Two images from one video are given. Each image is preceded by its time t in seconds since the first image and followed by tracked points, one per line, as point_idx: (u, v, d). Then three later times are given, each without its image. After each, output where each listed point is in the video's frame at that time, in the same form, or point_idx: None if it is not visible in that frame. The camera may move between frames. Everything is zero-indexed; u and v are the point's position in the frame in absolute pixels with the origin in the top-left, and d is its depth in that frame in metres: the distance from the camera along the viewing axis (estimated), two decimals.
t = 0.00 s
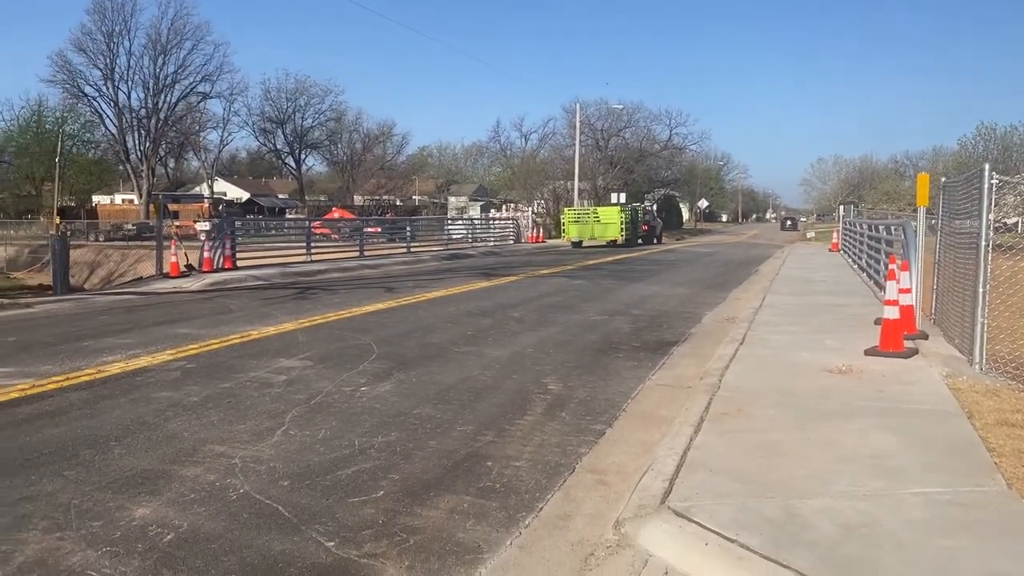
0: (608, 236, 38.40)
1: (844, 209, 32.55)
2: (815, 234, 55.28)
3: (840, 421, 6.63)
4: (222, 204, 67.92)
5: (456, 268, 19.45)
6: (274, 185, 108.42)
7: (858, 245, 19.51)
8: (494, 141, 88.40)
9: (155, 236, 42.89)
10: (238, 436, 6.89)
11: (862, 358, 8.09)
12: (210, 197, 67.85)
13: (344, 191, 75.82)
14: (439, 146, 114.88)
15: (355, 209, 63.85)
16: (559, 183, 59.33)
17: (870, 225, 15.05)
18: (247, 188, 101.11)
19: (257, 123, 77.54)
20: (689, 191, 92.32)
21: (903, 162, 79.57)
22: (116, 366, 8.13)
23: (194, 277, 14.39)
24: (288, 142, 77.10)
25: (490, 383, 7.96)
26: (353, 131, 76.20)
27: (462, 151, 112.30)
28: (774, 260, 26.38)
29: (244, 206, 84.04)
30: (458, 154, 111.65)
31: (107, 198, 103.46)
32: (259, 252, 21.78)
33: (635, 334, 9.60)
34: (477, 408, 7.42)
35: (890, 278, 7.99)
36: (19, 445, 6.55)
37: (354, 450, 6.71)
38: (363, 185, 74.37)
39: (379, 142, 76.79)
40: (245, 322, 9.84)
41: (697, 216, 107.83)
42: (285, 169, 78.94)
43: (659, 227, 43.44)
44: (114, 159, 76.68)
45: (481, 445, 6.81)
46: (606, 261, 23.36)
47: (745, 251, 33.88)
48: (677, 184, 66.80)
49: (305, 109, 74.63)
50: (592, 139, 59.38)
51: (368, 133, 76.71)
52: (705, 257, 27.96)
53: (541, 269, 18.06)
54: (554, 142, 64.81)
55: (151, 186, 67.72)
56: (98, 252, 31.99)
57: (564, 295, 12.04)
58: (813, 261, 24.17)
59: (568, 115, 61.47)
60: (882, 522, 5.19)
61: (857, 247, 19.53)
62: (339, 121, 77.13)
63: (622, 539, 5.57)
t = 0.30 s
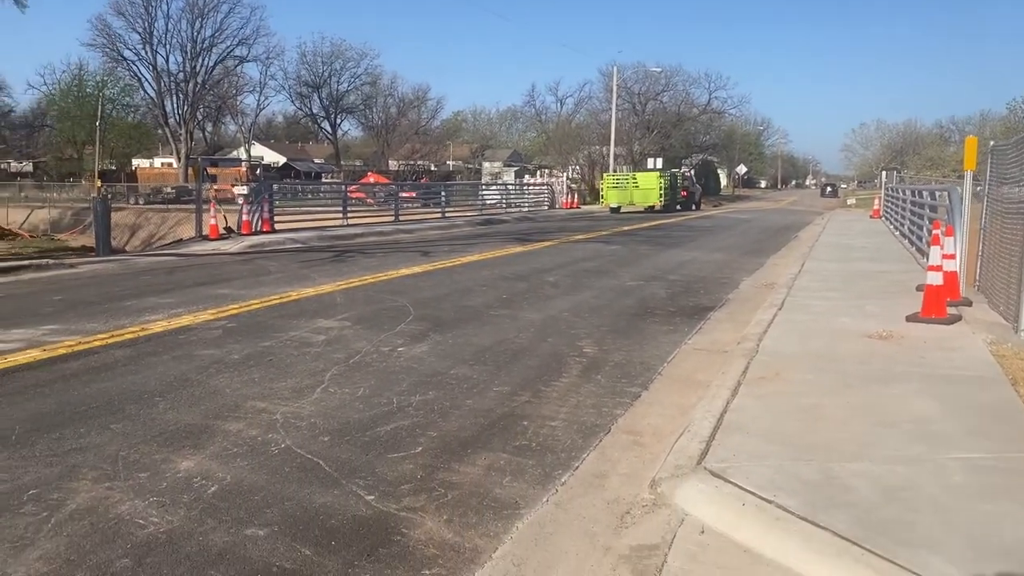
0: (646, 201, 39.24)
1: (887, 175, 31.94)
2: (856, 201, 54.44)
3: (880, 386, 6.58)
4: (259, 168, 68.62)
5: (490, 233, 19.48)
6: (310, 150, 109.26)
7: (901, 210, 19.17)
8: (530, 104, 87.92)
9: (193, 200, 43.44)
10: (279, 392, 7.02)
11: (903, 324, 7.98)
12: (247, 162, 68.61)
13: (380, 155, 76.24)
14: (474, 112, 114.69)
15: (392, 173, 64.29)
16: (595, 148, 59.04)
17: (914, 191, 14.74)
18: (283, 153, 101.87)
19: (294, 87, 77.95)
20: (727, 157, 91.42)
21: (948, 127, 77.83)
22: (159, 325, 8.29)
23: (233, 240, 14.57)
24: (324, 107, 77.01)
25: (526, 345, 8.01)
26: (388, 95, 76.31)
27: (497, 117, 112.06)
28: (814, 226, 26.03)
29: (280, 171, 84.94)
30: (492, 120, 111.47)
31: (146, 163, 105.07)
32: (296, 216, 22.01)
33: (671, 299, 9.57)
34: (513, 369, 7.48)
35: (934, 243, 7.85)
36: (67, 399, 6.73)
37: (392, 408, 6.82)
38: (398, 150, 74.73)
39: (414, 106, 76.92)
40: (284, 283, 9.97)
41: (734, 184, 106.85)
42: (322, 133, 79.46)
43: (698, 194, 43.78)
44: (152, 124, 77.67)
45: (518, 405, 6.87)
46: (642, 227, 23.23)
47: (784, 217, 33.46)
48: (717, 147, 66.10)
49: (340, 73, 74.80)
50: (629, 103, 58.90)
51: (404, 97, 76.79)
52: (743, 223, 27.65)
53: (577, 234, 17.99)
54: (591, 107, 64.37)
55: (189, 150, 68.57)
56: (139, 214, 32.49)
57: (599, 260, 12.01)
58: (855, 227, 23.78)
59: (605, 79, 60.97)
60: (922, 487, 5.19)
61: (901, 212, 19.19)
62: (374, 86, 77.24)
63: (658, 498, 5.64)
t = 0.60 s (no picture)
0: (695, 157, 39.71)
1: (941, 131, 31.14)
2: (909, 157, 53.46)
3: (933, 343, 6.46)
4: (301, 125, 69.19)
5: (532, 190, 19.40)
6: (352, 107, 109.76)
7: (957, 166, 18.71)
8: (574, 59, 87.25)
9: (237, 154, 43.97)
10: (326, 341, 7.11)
11: (957, 282, 7.79)
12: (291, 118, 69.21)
13: (422, 111, 76.45)
14: (515, 68, 114.09)
15: (435, 128, 64.60)
16: (640, 104, 58.56)
17: (971, 147, 14.29)
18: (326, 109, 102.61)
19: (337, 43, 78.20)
20: (774, 114, 90.05)
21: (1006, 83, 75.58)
22: (207, 275, 8.41)
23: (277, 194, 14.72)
24: (366, 62, 77.42)
25: (570, 299, 7.99)
26: (430, 50, 76.48)
27: (539, 73, 111.42)
28: (864, 184, 25.52)
29: (323, 128, 85.58)
30: (534, 77, 110.90)
31: (190, 120, 106.49)
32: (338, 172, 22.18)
33: (717, 256, 9.45)
34: (557, 323, 7.47)
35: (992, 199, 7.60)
36: (121, 344, 6.89)
37: (437, 358, 6.87)
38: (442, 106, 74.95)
39: (456, 62, 76.95)
40: (328, 236, 10.05)
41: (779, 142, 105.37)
42: (365, 89, 79.83)
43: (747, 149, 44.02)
44: (196, 80, 78.51)
45: (562, 358, 6.88)
46: (687, 184, 22.98)
47: (834, 175, 32.91)
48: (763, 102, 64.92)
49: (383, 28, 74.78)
50: (675, 57, 58.18)
51: (446, 52, 76.69)
52: (791, 180, 27.21)
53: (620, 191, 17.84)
54: (635, 62, 63.65)
55: (233, 106, 69.27)
56: (184, 168, 32.98)
57: (643, 217, 11.89)
58: (907, 185, 23.26)
59: (651, 32, 60.19)
60: (976, 444, 5.11)
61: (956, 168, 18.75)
62: (417, 40, 77.11)
63: (703, 450, 5.62)
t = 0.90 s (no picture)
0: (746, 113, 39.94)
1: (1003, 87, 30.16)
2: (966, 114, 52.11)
3: (991, 300, 6.32)
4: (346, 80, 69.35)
5: (577, 145, 19.25)
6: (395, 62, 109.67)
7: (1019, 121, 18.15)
8: (620, 11, 86.04)
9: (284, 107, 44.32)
10: (374, 292, 7.18)
11: (1017, 240, 7.57)
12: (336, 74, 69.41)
13: (467, 67, 76.19)
14: (560, 24, 112.81)
15: (481, 83, 64.41)
16: (688, 58, 57.68)
17: None
18: (370, 64, 102.76)
19: None
20: (826, 69, 88.14)
21: None
22: (257, 225, 8.52)
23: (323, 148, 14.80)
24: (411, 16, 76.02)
25: (617, 254, 7.94)
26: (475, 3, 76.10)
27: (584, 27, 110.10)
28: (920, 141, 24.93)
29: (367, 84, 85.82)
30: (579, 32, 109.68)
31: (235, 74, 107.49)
32: (383, 127, 22.25)
33: (768, 211, 9.30)
34: (603, 277, 7.44)
35: None
36: (175, 291, 7.03)
37: (484, 310, 6.90)
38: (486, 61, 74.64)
39: (501, 16, 76.54)
40: (374, 190, 10.09)
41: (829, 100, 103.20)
42: (410, 44, 79.69)
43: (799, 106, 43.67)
44: (241, 35, 78.91)
45: (609, 311, 6.86)
46: (736, 139, 22.64)
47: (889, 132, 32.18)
48: (816, 57, 63.48)
49: None
50: (726, 10, 57.01)
51: (491, 6, 76.06)
52: (843, 137, 26.66)
53: (667, 146, 17.61)
54: (684, 15, 62.47)
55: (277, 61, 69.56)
56: (231, 123, 33.33)
57: (691, 172, 11.72)
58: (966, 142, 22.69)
59: None
60: None
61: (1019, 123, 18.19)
62: None
63: (753, 403, 5.59)
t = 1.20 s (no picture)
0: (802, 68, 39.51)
1: None
2: None
3: None
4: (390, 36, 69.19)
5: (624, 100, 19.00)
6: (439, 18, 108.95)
7: None
8: None
9: (330, 61, 44.41)
10: (424, 245, 7.22)
11: None
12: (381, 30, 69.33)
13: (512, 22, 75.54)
14: None
15: (527, 39, 63.91)
16: (739, 13, 56.44)
17: None
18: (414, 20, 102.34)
19: None
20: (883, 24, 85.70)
21: None
22: (307, 178, 8.58)
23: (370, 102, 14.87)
24: None
25: (668, 209, 7.86)
26: None
27: None
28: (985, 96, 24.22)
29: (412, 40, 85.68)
30: None
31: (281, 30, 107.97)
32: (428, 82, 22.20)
33: (823, 168, 9.11)
34: (653, 233, 7.37)
35: None
36: (229, 241, 7.15)
37: (533, 263, 6.90)
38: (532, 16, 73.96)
39: None
40: (422, 143, 10.08)
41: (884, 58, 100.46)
42: None
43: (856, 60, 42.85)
44: None
45: (659, 266, 6.81)
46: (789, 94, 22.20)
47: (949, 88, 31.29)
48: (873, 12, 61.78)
49: None
50: None
51: None
52: (902, 93, 25.98)
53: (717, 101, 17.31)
54: None
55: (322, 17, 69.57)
56: (279, 78, 33.54)
57: (743, 128, 11.50)
58: None
59: None
60: None
61: None
62: None
63: (806, 359, 5.54)
